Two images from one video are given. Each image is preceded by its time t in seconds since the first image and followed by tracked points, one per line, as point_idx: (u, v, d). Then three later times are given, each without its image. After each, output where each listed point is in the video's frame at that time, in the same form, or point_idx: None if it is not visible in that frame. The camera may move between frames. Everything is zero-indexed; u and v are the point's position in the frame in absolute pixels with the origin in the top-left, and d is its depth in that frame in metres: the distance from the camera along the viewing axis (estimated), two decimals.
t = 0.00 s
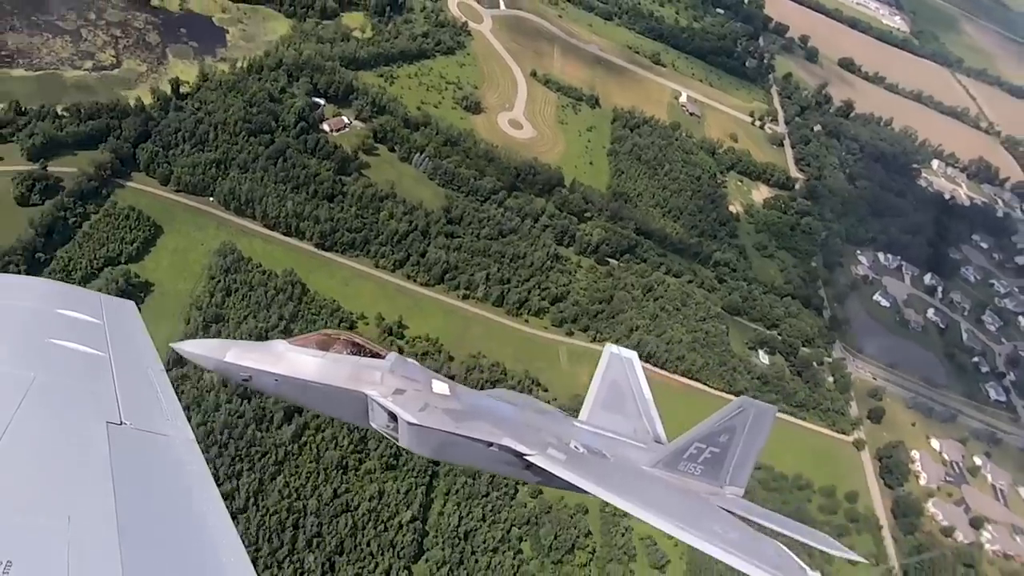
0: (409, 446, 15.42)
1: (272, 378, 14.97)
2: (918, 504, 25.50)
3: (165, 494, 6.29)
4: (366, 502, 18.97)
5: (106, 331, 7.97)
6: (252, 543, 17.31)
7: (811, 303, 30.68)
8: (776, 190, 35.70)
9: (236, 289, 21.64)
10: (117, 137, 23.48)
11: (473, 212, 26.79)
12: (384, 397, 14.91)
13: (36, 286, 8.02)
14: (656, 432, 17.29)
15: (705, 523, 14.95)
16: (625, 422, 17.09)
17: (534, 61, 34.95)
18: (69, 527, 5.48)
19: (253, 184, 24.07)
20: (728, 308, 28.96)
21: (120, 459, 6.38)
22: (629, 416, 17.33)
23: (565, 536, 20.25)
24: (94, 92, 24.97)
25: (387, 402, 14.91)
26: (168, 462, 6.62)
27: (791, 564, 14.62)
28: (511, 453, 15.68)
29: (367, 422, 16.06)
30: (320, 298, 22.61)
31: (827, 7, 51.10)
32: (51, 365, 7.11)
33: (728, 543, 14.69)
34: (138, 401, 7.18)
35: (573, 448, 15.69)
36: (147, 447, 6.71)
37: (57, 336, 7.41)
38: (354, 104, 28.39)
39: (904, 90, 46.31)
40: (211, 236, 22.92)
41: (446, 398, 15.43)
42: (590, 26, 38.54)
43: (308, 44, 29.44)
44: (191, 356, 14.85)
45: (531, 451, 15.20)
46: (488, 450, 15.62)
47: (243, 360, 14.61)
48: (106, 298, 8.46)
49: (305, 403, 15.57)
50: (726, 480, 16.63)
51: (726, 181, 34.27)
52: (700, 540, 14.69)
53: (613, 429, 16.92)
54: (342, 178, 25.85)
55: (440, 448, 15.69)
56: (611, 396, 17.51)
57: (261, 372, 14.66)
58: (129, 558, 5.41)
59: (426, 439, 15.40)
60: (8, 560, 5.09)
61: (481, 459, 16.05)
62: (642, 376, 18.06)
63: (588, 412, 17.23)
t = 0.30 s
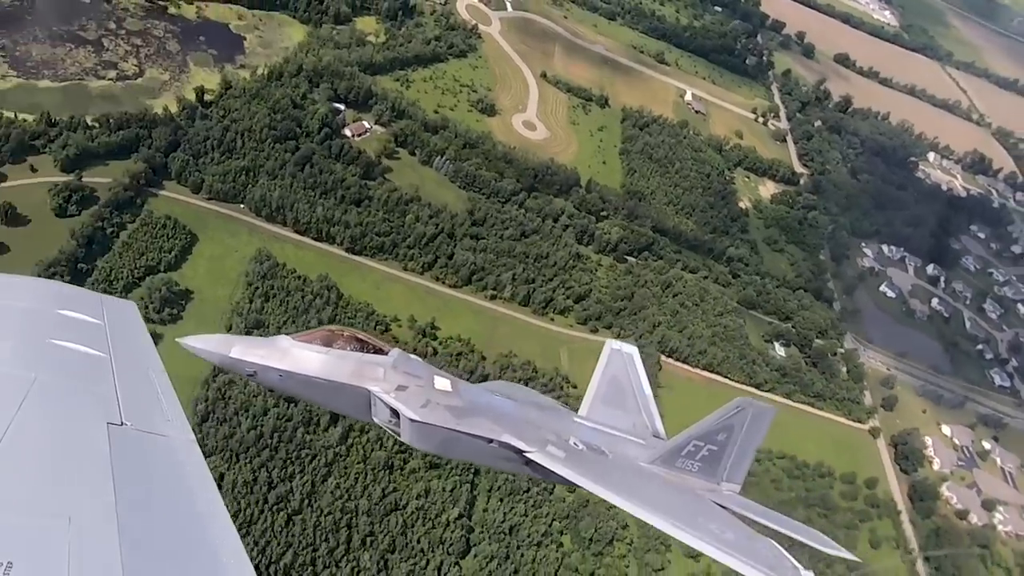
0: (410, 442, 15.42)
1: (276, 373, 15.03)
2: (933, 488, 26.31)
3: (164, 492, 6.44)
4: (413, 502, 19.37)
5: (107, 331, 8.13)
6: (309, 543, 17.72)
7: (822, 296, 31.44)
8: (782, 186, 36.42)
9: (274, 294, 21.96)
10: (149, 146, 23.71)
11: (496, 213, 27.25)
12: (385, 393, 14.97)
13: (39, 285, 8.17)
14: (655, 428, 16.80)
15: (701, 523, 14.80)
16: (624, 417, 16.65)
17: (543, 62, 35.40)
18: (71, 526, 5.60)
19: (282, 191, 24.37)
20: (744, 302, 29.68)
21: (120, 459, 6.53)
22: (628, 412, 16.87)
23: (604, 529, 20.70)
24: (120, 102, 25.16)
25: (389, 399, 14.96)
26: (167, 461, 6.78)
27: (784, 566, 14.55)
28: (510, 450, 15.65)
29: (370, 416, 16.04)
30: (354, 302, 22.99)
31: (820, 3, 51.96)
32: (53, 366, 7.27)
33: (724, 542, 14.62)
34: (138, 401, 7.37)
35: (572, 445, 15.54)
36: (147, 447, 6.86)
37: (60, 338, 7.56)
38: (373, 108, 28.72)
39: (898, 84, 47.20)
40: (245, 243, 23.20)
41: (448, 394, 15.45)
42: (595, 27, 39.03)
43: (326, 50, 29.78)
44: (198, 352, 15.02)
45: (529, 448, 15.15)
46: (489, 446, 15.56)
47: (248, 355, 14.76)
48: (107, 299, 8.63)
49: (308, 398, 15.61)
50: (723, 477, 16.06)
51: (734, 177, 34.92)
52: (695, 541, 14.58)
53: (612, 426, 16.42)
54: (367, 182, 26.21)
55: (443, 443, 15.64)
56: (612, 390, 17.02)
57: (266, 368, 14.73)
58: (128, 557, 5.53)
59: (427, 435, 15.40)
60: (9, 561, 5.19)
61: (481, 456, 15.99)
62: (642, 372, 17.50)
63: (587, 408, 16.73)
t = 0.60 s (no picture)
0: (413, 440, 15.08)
1: (281, 370, 14.68)
2: (946, 473, 27.12)
3: (168, 498, 6.16)
4: (458, 500, 19.78)
5: (105, 332, 7.87)
6: (363, 543, 18.17)
7: (831, 289, 32.18)
8: (787, 182, 37.16)
9: (310, 300, 22.34)
10: (180, 156, 23.98)
11: (517, 215, 27.76)
12: (389, 390, 14.68)
13: (37, 287, 7.91)
14: (654, 425, 17.07)
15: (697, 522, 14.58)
16: (623, 415, 16.89)
17: (551, 63, 35.80)
18: (70, 527, 5.37)
19: (310, 197, 24.71)
20: (758, 297, 30.33)
21: (120, 462, 6.28)
22: (628, 409, 17.14)
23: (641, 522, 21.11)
24: (145, 111, 25.37)
25: (393, 396, 14.68)
26: (167, 465, 6.51)
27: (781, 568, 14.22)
28: (512, 448, 15.48)
29: (372, 414, 15.72)
30: (386, 305, 23.41)
31: None
32: (51, 366, 7.02)
33: (719, 543, 14.35)
34: (138, 402, 7.12)
35: (572, 443, 15.48)
36: (148, 453, 6.59)
37: (58, 340, 7.33)
38: (392, 113, 29.06)
39: (891, 79, 48.07)
40: (279, 249, 23.52)
41: (451, 392, 15.28)
42: (599, 27, 39.49)
43: (343, 56, 30.11)
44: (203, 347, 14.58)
45: (531, 447, 15.00)
46: (490, 445, 15.41)
47: (254, 352, 14.36)
48: (105, 300, 8.37)
49: (311, 396, 15.29)
50: (722, 476, 16.09)
51: (741, 174, 35.56)
52: (690, 541, 14.31)
53: (613, 422, 16.70)
54: (391, 187, 26.58)
55: (445, 441, 15.34)
56: (612, 388, 17.35)
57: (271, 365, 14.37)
58: (128, 560, 5.27)
59: (430, 433, 15.07)
60: (7, 565, 4.92)
61: (483, 454, 15.81)
62: (642, 369, 17.90)
63: (588, 404, 17.05)
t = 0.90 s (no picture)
0: (422, 434, 15.38)
1: (290, 366, 14.92)
2: (960, 457, 28.08)
3: (168, 499, 6.18)
4: (507, 496, 20.23)
5: (107, 334, 7.93)
6: (421, 542, 18.71)
7: (841, 282, 33.04)
8: (792, 177, 37.95)
9: (350, 306, 22.76)
10: (215, 167, 24.34)
11: (540, 217, 28.29)
12: (397, 386, 14.88)
13: (36, 290, 7.93)
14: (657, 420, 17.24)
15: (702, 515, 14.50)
16: (626, 410, 17.05)
17: (561, 65, 36.28)
18: (71, 529, 5.38)
19: (342, 205, 25.11)
20: (773, 291, 31.16)
21: (121, 462, 6.31)
22: (631, 404, 17.29)
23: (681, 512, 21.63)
24: (174, 123, 25.66)
25: (402, 391, 14.90)
26: (167, 464, 6.56)
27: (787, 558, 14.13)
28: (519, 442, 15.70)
29: (381, 409, 15.95)
30: (423, 310, 23.89)
31: None
32: (55, 367, 7.06)
33: (725, 535, 14.23)
34: (140, 404, 7.17)
35: (577, 438, 15.62)
36: (149, 455, 6.61)
37: (59, 342, 7.35)
38: (414, 119, 29.46)
39: (885, 73, 49.01)
40: (317, 257, 23.96)
41: (458, 387, 15.49)
42: (604, 28, 39.99)
43: (362, 63, 30.45)
44: (214, 343, 14.89)
45: (536, 442, 15.18)
46: (497, 439, 15.63)
47: (263, 348, 14.62)
48: (106, 301, 8.43)
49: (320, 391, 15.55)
50: (724, 471, 16.43)
51: (749, 171, 36.31)
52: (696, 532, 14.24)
53: (618, 416, 16.87)
54: (418, 192, 27.03)
55: (452, 435, 15.61)
56: (615, 383, 17.49)
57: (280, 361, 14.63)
58: (128, 561, 5.30)
59: (438, 427, 15.37)
60: (8, 567, 4.92)
61: (489, 447, 16.10)
62: (645, 364, 18.07)
63: (592, 399, 17.19)
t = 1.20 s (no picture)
0: (431, 424, 15.76)
1: (300, 358, 15.36)
2: (970, 443, 28.94)
3: (163, 501, 6.23)
4: (546, 492, 20.75)
5: (104, 333, 7.91)
6: (469, 540, 19.19)
7: (847, 275, 33.79)
8: (795, 173, 38.63)
9: (383, 310, 23.23)
10: (243, 175, 24.66)
11: (559, 218, 28.75)
12: (406, 375, 15.32)
13: (32, 291, 7.94)
14: (661, 413, 17.72)
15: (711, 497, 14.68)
16: (631, 403, 17.56)
17: (568, 67, 36.72)
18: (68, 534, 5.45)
19: (368, 210, 25.48)
20: (784, 286, 31.83)
21: (120, 465, 6.35)
22: (636, 398, 17.82)
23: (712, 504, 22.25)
24: (198, 132, 25.93)
25: (409, 381, 15.32)
26: (166, 466, 6.58)
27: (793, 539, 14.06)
28: (528, 431, 16.00)
29: (390, 402, 16.35)
30: (453, 312, 24.36)
31: None
32: (53, 368, 7.08)
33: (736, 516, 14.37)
34: (138, 404, 7.16)
35: (584, 427, 15.94)
36: (147, 456, 6.65)
37: (58, 342, 7.38)
38: (431, 123, 29.85)
39: (877, 69, 49.90)
40: (348, 263, 24.37)
41: (466, 377, 15.90)
42: (607, 29, 40.42)
43: (377, 69, 30.77)
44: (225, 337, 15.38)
45: (545, 430, 15.52)
46: (506, 428, 15.95)
47: (273, 340, 15.09)
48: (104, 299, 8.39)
49: (329, 384, 15.98)
50: (731, 459, 16.60)
51: (754, 168, 36.95)
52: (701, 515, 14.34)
53: (622, 408, 17.40)
54: (440, 196, 27.41)
55: (461, 426, 15.98)
56: (618, 377, 18.04)
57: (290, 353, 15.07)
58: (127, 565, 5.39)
59: (446, 417, 15.76)
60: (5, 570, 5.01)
61: (498, 438, 16.38)
62: (649, 359, 18.61)
63: (597, 391, 17.75)
